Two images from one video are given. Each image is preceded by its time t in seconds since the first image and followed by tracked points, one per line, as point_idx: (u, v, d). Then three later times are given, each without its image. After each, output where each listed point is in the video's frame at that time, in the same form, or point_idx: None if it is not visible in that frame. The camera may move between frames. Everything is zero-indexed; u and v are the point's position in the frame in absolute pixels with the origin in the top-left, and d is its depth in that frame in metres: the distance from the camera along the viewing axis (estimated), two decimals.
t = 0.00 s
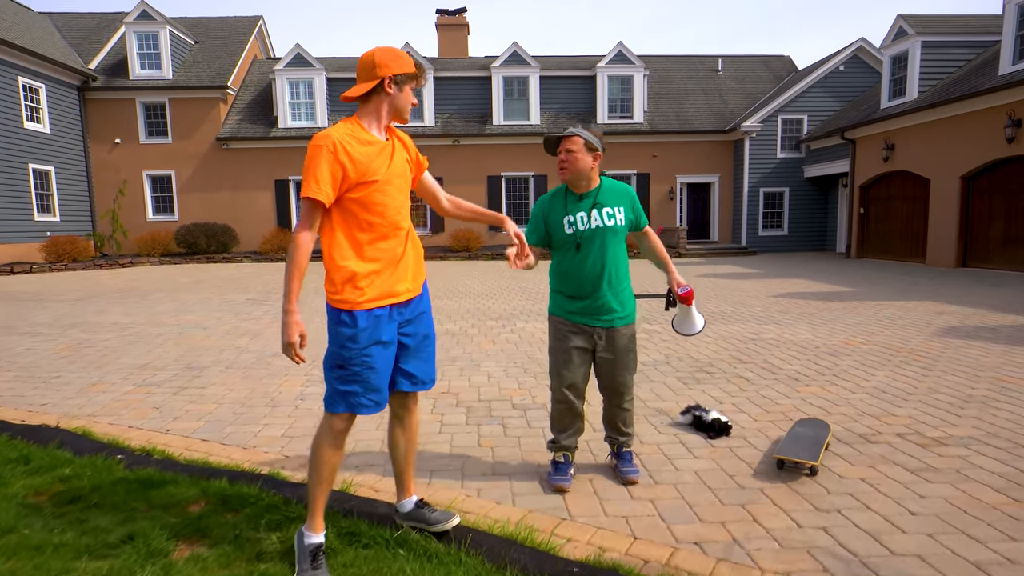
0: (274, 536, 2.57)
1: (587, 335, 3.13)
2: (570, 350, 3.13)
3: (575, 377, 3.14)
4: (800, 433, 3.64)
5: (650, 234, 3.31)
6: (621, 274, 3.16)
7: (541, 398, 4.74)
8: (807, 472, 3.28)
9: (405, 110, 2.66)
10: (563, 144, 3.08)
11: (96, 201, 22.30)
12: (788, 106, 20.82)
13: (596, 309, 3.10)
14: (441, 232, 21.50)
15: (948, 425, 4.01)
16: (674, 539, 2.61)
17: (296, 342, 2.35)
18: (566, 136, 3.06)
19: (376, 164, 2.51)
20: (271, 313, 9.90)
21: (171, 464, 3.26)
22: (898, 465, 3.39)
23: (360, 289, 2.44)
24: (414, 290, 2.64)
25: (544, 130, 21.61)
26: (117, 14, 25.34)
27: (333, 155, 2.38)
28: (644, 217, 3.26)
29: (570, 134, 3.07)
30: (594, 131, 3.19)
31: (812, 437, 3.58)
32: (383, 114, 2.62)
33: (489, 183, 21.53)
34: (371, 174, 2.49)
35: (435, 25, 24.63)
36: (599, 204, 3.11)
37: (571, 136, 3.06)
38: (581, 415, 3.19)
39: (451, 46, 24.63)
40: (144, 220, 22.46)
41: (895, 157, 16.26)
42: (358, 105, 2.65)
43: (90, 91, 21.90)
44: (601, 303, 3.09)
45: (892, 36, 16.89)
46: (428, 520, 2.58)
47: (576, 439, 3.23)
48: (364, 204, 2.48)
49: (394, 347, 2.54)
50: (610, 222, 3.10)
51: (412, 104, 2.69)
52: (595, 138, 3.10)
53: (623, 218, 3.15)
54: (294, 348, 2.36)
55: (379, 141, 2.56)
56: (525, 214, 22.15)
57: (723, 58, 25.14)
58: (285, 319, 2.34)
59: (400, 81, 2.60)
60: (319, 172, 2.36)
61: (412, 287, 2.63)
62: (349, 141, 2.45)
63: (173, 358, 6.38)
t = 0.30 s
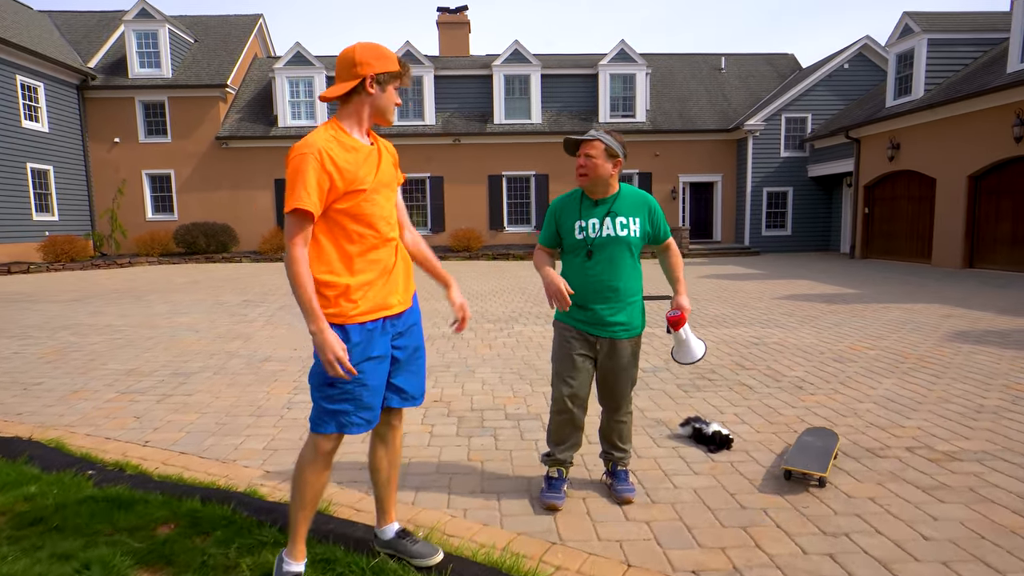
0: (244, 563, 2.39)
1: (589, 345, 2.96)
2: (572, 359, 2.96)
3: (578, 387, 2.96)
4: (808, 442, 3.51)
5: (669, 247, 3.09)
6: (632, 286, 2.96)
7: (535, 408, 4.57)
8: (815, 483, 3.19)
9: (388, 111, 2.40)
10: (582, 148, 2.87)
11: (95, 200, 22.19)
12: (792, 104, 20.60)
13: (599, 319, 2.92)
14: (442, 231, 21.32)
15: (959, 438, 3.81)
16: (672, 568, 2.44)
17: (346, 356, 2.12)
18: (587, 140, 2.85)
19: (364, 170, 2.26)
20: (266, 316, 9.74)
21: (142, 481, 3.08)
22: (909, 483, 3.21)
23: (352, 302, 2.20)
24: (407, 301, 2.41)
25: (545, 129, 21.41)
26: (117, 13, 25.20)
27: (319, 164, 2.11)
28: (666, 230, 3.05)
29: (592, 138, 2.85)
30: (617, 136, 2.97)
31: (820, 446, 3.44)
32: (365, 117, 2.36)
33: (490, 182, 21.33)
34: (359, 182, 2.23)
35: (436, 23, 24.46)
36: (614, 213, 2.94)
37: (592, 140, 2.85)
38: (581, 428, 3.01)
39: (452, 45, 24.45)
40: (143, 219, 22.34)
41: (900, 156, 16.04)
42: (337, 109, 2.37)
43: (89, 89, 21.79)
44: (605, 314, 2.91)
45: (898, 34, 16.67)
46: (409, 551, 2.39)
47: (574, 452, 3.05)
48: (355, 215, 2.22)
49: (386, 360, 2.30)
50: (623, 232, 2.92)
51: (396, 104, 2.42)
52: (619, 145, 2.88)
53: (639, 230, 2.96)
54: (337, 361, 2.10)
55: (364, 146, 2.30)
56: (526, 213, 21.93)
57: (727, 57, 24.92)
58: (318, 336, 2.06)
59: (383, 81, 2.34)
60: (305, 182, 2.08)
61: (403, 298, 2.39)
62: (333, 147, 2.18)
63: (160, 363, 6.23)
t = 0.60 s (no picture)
0: None
1: (583, 345, 2.75)
2: (567, 359, 2.76)
3: (573, 393, 2.77)
4: (816, 444, 3.39)
5: (668, 245, 2.85)
6: (629, 283, 2.73)
7: (526, 412, 4.37)
8: (823, 486, 3.08)
9: (365, 94, 2.02)
10: (578, 133, 2.67)
11: (91, 198, 22.04)
12: (794, 102, 20.38)
13: (591, 316, 2.71)
14: (441, 229, 21.12)
15: (972, 445, 3.61)
16: None
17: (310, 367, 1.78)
18: (583, 125, 2.66)
19: (336, 156, 1.89)
20: (257, 314, 9.56)
21: (100, 491, 2.88)
22: (921, 494, 3.00)
23: (324, 301, 1.83)
24: (387, 299, 2.04)
25: (545, 127, 21.20)
26: (114, 9, 25.01)
27: (281, 147, 1.75)
28: (668, 225, 2.82)
29: (589, 122, 2.66)
30: (616, 123, 2.77)
31: (829, 449, 3.32)
32: (336, 101, 1.98)
33: (489, 180, 21.12)
34: (330, 168, 1.86)
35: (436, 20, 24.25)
36: (611, 203, 2.73)
37: (588, 125, 2.66)
38: (578, 432, 2.85)
39: (452, 42, 24.24)
40: (140, 217, 22.18)
41: (904, 154, 15.83)
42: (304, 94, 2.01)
43: (85, 86, 21.64)
44: (597, 311, 2.70)
45: (902, 30, 16.43)
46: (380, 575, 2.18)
47: (574, 454, 2.91)
48: (327, 206, 1.86)
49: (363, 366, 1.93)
50: (620, 224, 2.72)
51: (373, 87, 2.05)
52: (616, 130, 2.68)
53: (637, 222, 2.75)
54: (298, 375, 1.76)
55: (336, 131, 1.94)
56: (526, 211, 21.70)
57: (728, 54, 24.70)
58: (281, 347, 1.73)
59: (357, 60, 1.96)
60: (266, 168, 1.72)
61: (383, 296, 2.02)
62: (298, 131, 1.82)
63: (143, 363, 6.05)
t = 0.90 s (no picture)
0: None
1: (562, 350, 2.59)
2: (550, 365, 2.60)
3: (551, 395, 2.62)
4: (823, 446, 3.32)
5: (654, 249, 2.52)
6: (603, 280, 2.52)
7: (516, 417, 4.18)
8: (831, 490, 3.00)
9: (334, 74, 1.72)
10: (558, 121, 2.62)
11: (86, 197, 21.86)
12: (795, 101, 20.18)
13: (562, 309, 2.56)
14: (439, 229, 20.92)
15: (984, 454, 3.42)
16: None
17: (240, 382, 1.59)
18: (561, 112, 2.60)
19: (298, 138, 1.63)
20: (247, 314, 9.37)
21: (55, 504, 2.71)
22: (932, 507, 2.80)
23: (279, 301, 1.61)
24: (354, 299, 1.82)
25: (544, 126, 21.00)
26: (109, 6, 24.78)
27: (233, 128, 1.51)
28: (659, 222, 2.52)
29: (567, 110, 2.57)
30: (605, 108, 2.57)
31: (836, 452, 3.22)
32: (300, 80, 1.68)
33: (488, 179, 20.91)
34: (290, 153, 1.61)
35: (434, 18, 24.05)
36: (593, 190, 2.55)
37: (565, 112, 2.57)
38: (566, 440, 2.67)
39: (450, 40, 24.03)
40: (135, 216, 21.98)
41: (907, 153, 15.63)
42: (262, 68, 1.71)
43: (80, 84, 21.44)
44: (567, 304, 2.54)
45: (904, 28, 16.23)
46: None
47: (563, 465, 2.72)
48: (286, 196, 1.61)
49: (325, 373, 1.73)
50: (598, 212, 2.52)
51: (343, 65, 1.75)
52: (593, 113, 2.52)
53: (621, 212, 2.52)
54: (222, 394, 1.57)
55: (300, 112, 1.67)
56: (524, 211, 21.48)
57: (729, 52, 24.49)
58: (209, 356, 1.55)
59: (323, 33, 1.65)
60: (214, 151, 1.48)
61: (349, 296, 1.80)
62: (253, 110, 1.56)
63: (123, 364, 5.86)
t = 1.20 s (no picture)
0: None
1: (553, 365, 2.47)
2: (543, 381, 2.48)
3: (539, 410, 2.50)
4: (834, 457, 3.20)
5: (649, 256, 2.35)
6: (589, 290, 2.41)
7: (512, 429, 4.02)
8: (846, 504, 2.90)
9: (302, 69, 1.56)
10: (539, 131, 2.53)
11: (85, 197, 21.73)
12: (798, 101, 20.00)
13: (545, 320, 2.47)
14: (439, 230, 20.75)
15: (1002, 472, 3.24)
16: None
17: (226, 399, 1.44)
18: (540, 122, 2.50)
19: (257, 140, 1.47)
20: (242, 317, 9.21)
21: (17, 529, 2.56)
22: (951, 532, 2.64)
23: (230, 319, 1.45)
24: (323, 316, 1.65)
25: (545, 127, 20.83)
26: (109, 7, 24.67)
27: (180, 129, 1.36)
28: (649, 227, 2.34)
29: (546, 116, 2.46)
30: (585, 107, 2.44)
31: (848, 462, 3.12)
32: (264, 79, 1.54)
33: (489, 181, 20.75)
34: (247, 156, 1.45)
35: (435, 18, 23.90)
36: (580, 195, 2.45)
37: (543, 120, 2.48)
38: (559, 460, 2.54)
39: (451, 40, 23.89)
40: (133, 217, 21.84)
41: (911, 154, 15.44)
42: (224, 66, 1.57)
43: (79, 84, 21.32)
44: (551, 314, 2.45)
45: (910, 27, 16.05)
46: None
47: (557, 487, 2.57)
48: (244, 204, 1.45)
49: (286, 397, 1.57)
50: (583, 218, 2.41)
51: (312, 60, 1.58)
52: (571, 116, 2.40)
53: (607, 217, 2.38)
54: (207, 412, 1.43)
55: (261, 113, 1.51)
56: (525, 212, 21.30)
57: (732, 53, 24.31)
58: (186, 374, 1.39)
59: (286, 24, 1.49)
60: (161, 154, 1.34)
61: (316, 313, 1.62)
62: (205, 109, 1.41)
63: (110, 370, 5.71)
